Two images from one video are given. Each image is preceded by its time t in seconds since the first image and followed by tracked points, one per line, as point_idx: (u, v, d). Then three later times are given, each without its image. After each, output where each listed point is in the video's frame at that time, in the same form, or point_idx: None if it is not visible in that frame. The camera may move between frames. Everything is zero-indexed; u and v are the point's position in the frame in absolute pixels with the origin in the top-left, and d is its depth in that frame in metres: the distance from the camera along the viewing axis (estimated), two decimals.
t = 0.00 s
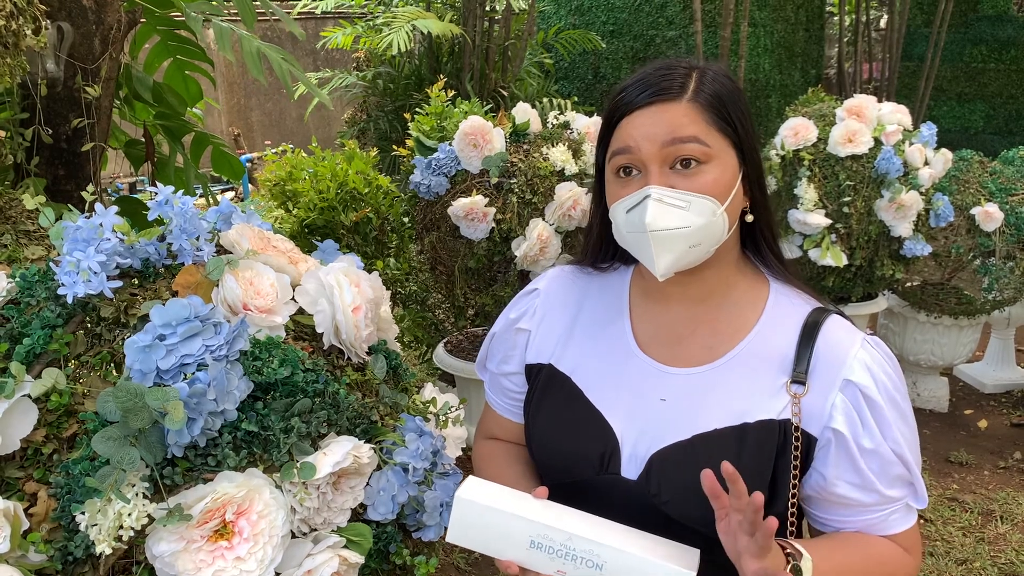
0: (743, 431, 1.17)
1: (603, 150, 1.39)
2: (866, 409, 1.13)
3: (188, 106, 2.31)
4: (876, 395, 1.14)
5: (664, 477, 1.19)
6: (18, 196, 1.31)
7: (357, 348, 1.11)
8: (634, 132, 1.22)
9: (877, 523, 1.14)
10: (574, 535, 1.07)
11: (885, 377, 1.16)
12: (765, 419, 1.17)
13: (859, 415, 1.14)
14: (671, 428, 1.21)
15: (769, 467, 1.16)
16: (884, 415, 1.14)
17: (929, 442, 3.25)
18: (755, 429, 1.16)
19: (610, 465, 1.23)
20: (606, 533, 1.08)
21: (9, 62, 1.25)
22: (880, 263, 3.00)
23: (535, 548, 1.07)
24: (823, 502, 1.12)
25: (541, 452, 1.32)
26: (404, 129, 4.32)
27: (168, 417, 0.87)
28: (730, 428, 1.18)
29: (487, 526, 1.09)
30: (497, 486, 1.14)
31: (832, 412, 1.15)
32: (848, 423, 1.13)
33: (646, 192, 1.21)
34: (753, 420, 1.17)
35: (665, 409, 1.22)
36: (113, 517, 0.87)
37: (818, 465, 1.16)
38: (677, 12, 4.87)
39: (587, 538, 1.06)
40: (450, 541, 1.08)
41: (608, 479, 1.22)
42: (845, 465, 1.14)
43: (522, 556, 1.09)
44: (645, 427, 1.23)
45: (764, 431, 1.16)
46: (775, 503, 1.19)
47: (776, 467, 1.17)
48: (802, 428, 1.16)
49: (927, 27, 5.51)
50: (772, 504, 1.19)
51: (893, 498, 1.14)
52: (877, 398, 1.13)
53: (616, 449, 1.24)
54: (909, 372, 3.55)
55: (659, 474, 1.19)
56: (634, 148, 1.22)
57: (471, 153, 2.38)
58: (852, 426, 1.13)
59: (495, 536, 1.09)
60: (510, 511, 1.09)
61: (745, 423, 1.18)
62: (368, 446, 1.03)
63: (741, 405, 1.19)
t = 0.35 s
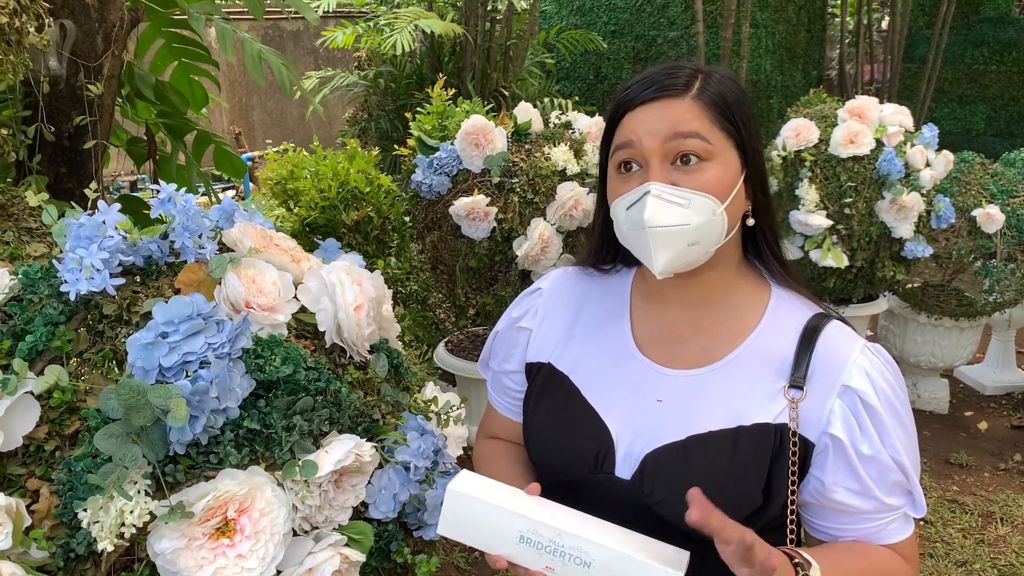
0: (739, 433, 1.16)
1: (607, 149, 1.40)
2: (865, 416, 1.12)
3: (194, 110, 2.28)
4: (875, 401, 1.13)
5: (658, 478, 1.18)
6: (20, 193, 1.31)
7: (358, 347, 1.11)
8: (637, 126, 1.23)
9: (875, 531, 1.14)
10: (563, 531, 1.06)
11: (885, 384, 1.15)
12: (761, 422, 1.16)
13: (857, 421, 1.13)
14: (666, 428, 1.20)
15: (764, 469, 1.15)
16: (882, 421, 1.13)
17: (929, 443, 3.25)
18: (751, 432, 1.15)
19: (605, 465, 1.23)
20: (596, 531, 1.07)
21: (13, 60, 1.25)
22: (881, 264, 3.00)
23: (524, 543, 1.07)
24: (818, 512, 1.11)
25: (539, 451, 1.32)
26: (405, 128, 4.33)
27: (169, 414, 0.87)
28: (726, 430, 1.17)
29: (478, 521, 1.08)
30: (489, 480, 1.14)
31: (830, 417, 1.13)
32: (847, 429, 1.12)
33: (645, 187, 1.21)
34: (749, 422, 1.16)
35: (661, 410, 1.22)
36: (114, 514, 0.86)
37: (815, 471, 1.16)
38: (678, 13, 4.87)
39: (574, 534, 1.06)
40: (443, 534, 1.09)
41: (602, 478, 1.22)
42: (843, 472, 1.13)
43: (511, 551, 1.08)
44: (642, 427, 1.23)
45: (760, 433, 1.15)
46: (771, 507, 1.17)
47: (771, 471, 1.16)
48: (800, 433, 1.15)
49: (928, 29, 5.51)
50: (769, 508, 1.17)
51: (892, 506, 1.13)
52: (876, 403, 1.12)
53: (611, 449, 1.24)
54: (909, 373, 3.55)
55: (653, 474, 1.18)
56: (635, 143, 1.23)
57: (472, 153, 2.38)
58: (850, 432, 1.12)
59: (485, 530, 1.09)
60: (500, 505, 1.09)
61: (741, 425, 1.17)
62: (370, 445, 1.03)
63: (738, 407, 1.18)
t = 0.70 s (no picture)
0: (729, 434, 1.15)
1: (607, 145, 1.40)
2: (860, 416, 1.11)
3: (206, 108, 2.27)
4: (871, 402, 1.12)
5: (648, 478, 1.17)
6: (24, 188, 1.31)
7: (362, 343, 1.11)
8: (637, 111, 1.24)
9: (874, 530, 1.13)
10: (553, 529, 1.06)
11: (880, 384, 1.14)
12: (752, 424, 1.15)
13: (854, 422, 1.12)
14: (658, 427, 1.19)
15: (756, 471, 1.14)
16: (879, 422, 1.12)
17: (931, 442, 3.24)
18: (741, 434, 1.14)
19: (597, 465, 1.22)
20: (588, 529, 1.07)
21: (17, 55, 1.25)
22: (884, 263, 3.00)
23: (515, 540, 1.07)
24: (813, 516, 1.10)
25: (533, 450, 1.32)
26: (408, 126, 4.32)
27: (174, 409, 0.87)
28: (717, 431, 1.16)
29: (470, 519, 1.09)
30: (485, 477, 1.14)
31: (826, 419, 1.12)
32: (843, 430, 1.11)
33: (641, 169, 1.20)
34: (739, 423, 1.15)
35: (654, 410, 1.21)
36: (118, 508, 0.87)
37: (811, 473, 1.14)
38: (682, 11, 4.86)
39: (565, 532, 1.05)
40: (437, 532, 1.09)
41: (595, 478, 1.21)
42: (841, 474, 1.12)
43: (504, 548, 1.09)
44: (634, 427, 1.22)
45: (751, 435, 1.14)
46: (763, 507, 1.16)
47: (762, 473, 1.14)
48: (795, 435, 1.14)
49: (932, 28, 5.50)
50: (761, 509, 1.16)
51: (890, 504, 1.12)
52: (872, 404, 1.11)
53: (604, 448, 1.23)
54: (912, 372, 3.55)
55: (643, 475, 1.17)
56: (634, 126, 1.23)
57: (475, 150, 2.38)
58: (846, 433, 1.11)
59: (477, 527, 1.09)
60: (492, 502, 1.09)
61: (731, 427, 1.16)
62: (373, 440, 1.03)
63: (730, 406, 1.17)
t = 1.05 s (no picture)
0: (719, 435, 1.15)
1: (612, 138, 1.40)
2: (852, 410, 1.10)
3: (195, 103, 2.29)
4: (863, 397, 1.11)
5: (638, 481, 1.16)
6: (26, 187, 1.31)
7: (362, 342, 1.11)
8: (658, 100, 1.24)
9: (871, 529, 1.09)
10: (541, 529, 1.06)
11: (870, 378, 1.14)
12: (741, 423, 1.14)
13: (846, 418, 1.11)
14: (649, 428, 1.19)
15: (746, 473, 1.14)
16: (871, 418, 1.11)
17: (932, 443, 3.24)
18: (731, 434, 1.14)
19: (588, 467, 1.21)
20: (576, 530, 1.06)
21: (19, 54, 1.26)
22: (886, 263, 3.00)
23: (503, 541, 1.07)
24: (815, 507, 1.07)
25: (523, 451, 1.31)
26: (410, 125, 4.33)
27: (174, 408, 0.87)
28: (706, 431, 1.16)
29: (458, 518, 1.08)
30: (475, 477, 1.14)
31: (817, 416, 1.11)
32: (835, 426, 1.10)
33: (658, 157, 1.20)
34: (729, 424, 1.15)
35: (645, 410, 1.20)
36: (119, 507, 0.87)
37: (803, 470, 1.12)
38: (684, 10, 4.86)
39: (553, 533, 1.05)
40: (422, 530, 1.08)
41: (586, 480, 1.20)
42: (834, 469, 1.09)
43: (492, 549, 1.08)
44: (624, 428, 1.21)
45: (740, 435, 1.14)
46: (755, 507, 1.16)
47: (753, 475, 1.14)
48: (785, 433, 1.13)
49: (935, 27, 5.49)
50: (752, 508, 1.16)
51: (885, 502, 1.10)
52: (864, 399, 1.11)
53: (594, 449, 1.22)
54: (913, 373, 3.54)
55: (633, 477, 1.17)
56: (654, 114, 1.23)
57: (477, 149, 2.38)
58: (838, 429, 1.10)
59: (466, 527, 1.08)
60: (480, 501, 1.08)
61: (721, 428, 1.15)
62: (373, 440, 1.03)
63: (722, 407, 1.16)
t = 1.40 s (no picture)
0: (722, 436, 1.15)
1: (609, 144, 1.38)
2: (846, 413, 1.10)
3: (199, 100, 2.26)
4: (860, 397, 1.10)
5: (645, 484, 1.17)
6: (30, 186, 1.31)
7: (365, 341, 1.11)
8: (662, 117, 1.21)
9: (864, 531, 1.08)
10: (555, 536, 1.05)
11: (874, 382, 1.13)
12: (744, 423, 1.14)
13: (842, 417, 1.11)
14: (652, 430, 1.19)
15: (751, 474, 1.14)
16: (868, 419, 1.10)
17: (933, 444, 3.24)
18: (734, 435, 1.14)
19: (593, 470, 1.21)
20: (590, 536, 1.06)
21: (23, 53, 1.26)
22: (888, 265, 2.99)
23: (516, 549, 1.06)
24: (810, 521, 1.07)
25: (526, 454, 1.31)
26: (412, 125, 4.33)
27: (178, 407, 0.87)
28: (709, 433, 1.15)
29: (467, 527, 1.07)
30: (485, 486, 1.13)
31: (812, 415, 1.12)
32: (829, 424, 1.10)
33: (668, 181, 1.19)
34: (734, 423, 1.15)
35: (648, 413, 1.20)
36: (122, 505, 0.87)
37: (795, 468, 1.13)
38: (686, 11, 4.86)
39: (568, 539, 1.04)
40: (432, 540, 1.08)
41: (591, 484, 1.20)
42: (826, 469, 1.10)
43: (504, 557, 1.07)
44: (629, 431, 1.21)
45: (743, 435, 1.14)
46: (762, 506, 1.15)
47: (758, 474, 1.14)
48: (784, 432, 1.13)
49: (937, 29, 5.49)
50: (760, 507, 1.15)
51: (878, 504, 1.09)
52: (861, 399, 1.10)
53: (599, 453, 1.22)
54: (915, 374, 3.54)
55: (640, 481, 1.17)
56: (660, 131, 1.20)
57: (479, 149, 2.38)
58: (831, 428, 1.10)
59: (477, 536, 1.07)
60: (492, 510, 1.08)
61: (724, 429, 1.15)
62: (376, 438, 1.03)
63: (725, 409, 1.16)
